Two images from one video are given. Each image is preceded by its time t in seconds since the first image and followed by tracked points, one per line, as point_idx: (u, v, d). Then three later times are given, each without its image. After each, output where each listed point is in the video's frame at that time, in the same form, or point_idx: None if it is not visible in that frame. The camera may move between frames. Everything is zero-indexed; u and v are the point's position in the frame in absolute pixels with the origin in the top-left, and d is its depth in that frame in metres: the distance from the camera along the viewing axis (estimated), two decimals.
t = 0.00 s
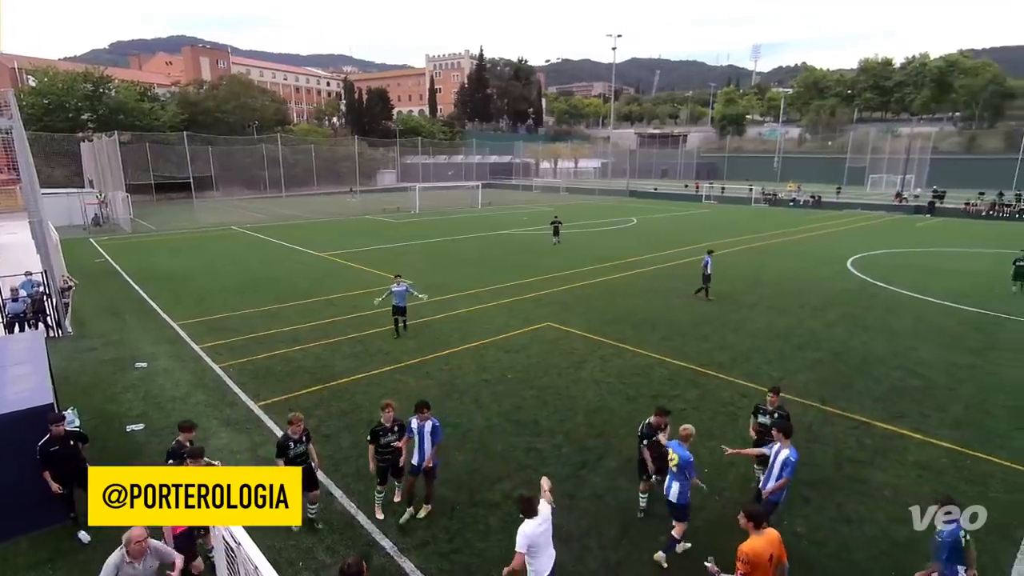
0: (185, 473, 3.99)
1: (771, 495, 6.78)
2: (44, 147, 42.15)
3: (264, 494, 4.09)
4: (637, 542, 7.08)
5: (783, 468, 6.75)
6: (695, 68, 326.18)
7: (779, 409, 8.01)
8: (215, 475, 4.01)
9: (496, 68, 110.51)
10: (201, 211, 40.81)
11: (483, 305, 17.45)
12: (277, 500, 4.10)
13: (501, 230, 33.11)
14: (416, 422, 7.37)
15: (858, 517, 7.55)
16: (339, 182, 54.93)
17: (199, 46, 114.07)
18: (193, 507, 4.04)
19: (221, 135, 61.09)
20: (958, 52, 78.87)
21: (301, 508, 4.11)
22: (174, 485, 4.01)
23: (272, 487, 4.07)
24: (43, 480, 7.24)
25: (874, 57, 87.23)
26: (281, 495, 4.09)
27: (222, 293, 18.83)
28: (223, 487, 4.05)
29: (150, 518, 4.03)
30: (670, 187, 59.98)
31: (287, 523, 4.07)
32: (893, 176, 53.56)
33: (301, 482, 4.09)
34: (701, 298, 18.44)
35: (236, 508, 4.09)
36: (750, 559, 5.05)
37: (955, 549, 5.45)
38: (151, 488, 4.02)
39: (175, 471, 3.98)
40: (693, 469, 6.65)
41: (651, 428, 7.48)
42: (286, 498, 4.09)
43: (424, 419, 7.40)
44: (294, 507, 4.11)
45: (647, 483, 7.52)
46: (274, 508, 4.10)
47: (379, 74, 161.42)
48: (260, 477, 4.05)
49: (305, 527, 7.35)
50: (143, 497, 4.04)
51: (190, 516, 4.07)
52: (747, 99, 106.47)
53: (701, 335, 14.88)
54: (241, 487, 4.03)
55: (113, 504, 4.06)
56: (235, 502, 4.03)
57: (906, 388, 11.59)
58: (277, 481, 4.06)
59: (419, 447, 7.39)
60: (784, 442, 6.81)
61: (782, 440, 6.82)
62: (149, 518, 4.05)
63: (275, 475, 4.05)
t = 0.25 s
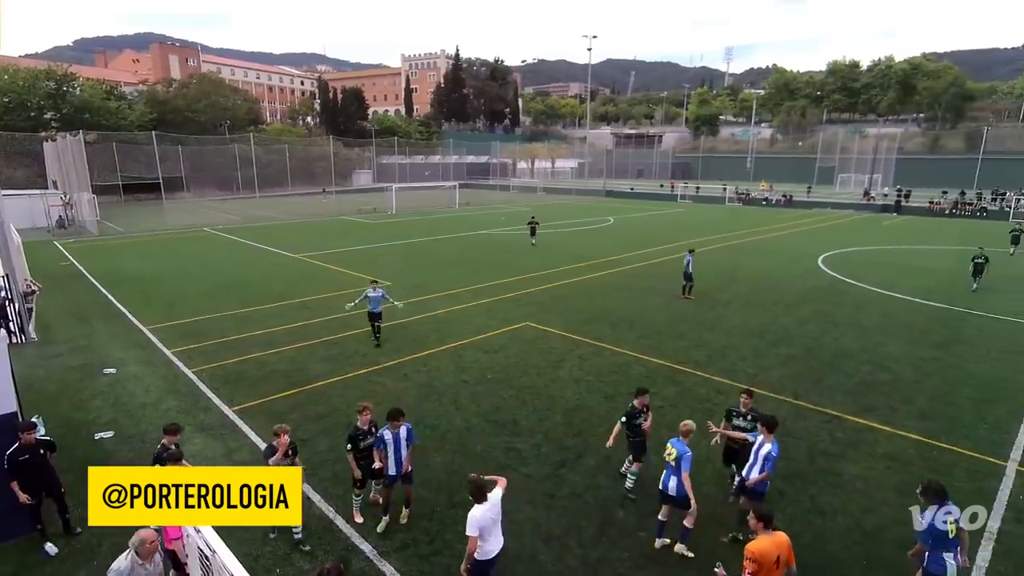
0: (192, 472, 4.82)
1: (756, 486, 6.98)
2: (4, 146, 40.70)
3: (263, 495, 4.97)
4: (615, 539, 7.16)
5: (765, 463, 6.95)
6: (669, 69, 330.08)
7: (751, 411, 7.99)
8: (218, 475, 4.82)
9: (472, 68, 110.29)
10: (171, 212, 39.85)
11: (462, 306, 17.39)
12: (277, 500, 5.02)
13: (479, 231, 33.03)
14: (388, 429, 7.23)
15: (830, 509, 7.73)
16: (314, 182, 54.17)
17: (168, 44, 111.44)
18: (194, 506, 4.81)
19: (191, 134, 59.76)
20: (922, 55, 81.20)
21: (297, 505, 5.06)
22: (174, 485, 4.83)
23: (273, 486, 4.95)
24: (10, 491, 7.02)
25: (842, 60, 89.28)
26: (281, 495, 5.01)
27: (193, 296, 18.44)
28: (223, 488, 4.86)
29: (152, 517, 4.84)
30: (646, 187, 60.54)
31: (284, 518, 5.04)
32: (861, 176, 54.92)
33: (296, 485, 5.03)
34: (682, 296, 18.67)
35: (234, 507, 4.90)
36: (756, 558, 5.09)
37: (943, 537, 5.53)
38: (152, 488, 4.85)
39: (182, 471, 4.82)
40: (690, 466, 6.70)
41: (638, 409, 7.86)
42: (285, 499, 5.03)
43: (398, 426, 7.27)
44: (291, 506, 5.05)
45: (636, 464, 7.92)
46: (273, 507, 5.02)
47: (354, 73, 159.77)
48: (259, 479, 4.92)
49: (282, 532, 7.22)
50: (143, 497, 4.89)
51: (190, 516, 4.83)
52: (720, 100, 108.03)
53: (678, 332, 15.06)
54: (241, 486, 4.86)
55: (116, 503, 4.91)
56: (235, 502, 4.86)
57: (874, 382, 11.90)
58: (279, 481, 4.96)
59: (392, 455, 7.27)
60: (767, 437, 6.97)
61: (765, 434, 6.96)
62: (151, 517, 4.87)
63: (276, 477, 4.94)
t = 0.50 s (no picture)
0: (193, 474, 5.28)
1: (740, 474, 7.10)
2: None
3: (262, 495, 5.59)
4: (594, 535, 7.21)
5: (748, 453, 7.05)
6: (642, 70, 333.49)
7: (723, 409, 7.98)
8: (220, 477, 5.38)
9: (447, 68, 109.81)
10: (137, 214, 38.75)
11: (438, 306, 17.31)
12: (276, 500, 5.66)
13: (454, 231, 32.90)
14: (369, 432, 7.11)
15: (802, 501, 7.90)
16: (286, 183, 53.24)
17: (132, 41, 108.36)
18: (195, 504, 5.26)
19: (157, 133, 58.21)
20: (884, 57, 83.56)
21: (293, 503, 5.76)
22: (175, 486, 5.24)
23: (271, 487, 5.58)
24: None
25: (809, 62, 91.34)
26: (280, 495, 5.66)
27: (162, 300, 18.00)
28: (222, 488, 5.41)
29: (151, 516, 5.13)
30: (621, 187, 61.05)
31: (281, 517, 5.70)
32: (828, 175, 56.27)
33: (290, 490, 5.67)
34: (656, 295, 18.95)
35: (234, 506, 5.52)
36: (757, 549, 5.23)
37: (921, 521, 5.70)
38: (152, 488, 5.21)
39: (183, 474, 5.26)
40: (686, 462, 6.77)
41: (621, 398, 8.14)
42: (283, 499, 5.69)
43: (378, 430, 7.15)
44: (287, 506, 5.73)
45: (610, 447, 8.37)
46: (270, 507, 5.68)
47: (326, 72, 157.51)
48: (258, 481, 5.54)
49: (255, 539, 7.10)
50: (142, 497, 5.22)
51: (190, 515, 5.28)
52: (692, 101, 109.52)
53: (653, 330, 15.24)
54: (242, 486, 5.47)
55: (116, 503, 5.30)
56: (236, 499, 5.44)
57: (842, 376, 12.22)
58: (277, 483, 5.58)
59: (369, 460, 7.14)
60: (748, 427, 7.03)
61: (746, 424, 7.04)
62: (150, 516, 5.14)
63: (274, 478, 5.56)
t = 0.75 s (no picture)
0: (193, 475, 5.36)
1: (714, 465, 7.38)
2: None
3: (265, 495, 5.60)
4: (567, 532, 7.27)
5: (723, 441, 7.36)
6: (609, 71, 336.86)
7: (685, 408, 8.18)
8: (219, 477, 5.42)
9: (414, 68, 109.03)
10: (92, 216, 37.31)
11: (408, 307, 17.16)
12: (276, 500, 5.67)
13: (424, 231, 32.67)
14: (355, 437, 6.98)
15: (768, 491, 8.11)
16: (250, 183, 52.01)
17: (85, 36, 104.32)
18: (194, 505, 5.41)
19: (112, 132, 56.16)
20: (841, 60, 86.31)
21: (294, 504, 5.72)
22: (175, 486, 5.34)
23: (271, 487, 5.58)
24: None
25: (770, 64, 93.76)
26: (280, 495, 5.65)
27: (120, 305, 17.38)
28: (222, 487, 5.48)
29: (150, 515, 5.37)
30: (589, 186, 61.58)
31: (284, 516, 5.71)
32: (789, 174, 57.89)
33: (295, 485, 5.65)
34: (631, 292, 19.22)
35: (234, 506, 5.59)
36: (740, 533, 5.42)
37: (898, 500, 6.10)
38: (152, 488, 5.31)
39: (182, 475, 5.34)
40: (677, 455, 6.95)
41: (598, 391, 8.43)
42: (284, 499, 5.68)
43: (363, 435, 7.02)
44: (290, 505, 5.73)
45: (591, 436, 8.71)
46: (274, 507, 5.68)
47: (290, 70, 154.47)
48: (259, 479, 5.54)
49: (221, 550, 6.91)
50: (142, 497, 5.35)
51: (191, 514, 5.47)
52: (658, 102, 111.16)
53: (623, 328, 15.43)
54: (241, 487, 5.50)
55: (114, 504, 5.31)
56: (235, 501, 5.53)
57: (805, 370, 12.59)
58: (277, 483, 5.58)
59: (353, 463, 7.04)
60: (725, 416, 7.36)
61: (723, 414, 7.35)
62: (150, 516, 5.39)
63: (274, 478, 5.55)
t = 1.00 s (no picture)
0: (193, 475, 5.39)
1: (697, 454, 7.55)
2: None
3: (264, 495, 5.65)
4: (544, 532, 7.28)
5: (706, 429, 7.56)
6: (580, 71, 339.09)
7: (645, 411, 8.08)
8: (220, 478, 5.48)
9: (385, 67, 108.12)
10: (49, 218, 35.95)
11: (382, 309, 17.01)
12: (276, 500, 5.71)
13: (397, 232, 32.42)
14: (349, 443, 6.86)
15: (739, 486, 8.27)
16: (216, 184, 50.80)
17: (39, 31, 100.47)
18: (195, 504, 5.46)
19: (70, 131, 54.23)
20: (804, 63, 88.67)
21: (294, 504, 5.77)
22: (175, 486, 5.39)
23: (271, 487, 5.63)
24: None
25: (737, 66, 95.70)
26: (280, 495, 5.70)
27: (80, 310, 16.82)
28: (222, 487, 5.52)
29: (151, 516, 5.39)
30: (562, 186, 61.91)
31: (285, 517, 5.76)
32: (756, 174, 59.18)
33: (295, 484, 5.75)
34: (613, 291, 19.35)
35: (234, 506, 5.64)
36: (734, 522, 5.61)
37: (867, 483, 6.39)
38: (152, 488, 5.36)
39: (183, 475, 5.38)
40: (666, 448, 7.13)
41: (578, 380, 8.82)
42: (284, 499, 5.73)
43: (358, 441, 6.91)
44: (290, 505, 5.78)
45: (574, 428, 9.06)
46: (273, 507, 5.73)
47: (257, 68, 151.36)
48: (259, 479, 5.59)
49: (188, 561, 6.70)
50: (142, 497, 5.38)
51: (191, 514, 5.52)
52: (629, 102, 112.42)
53: (596, 327, 15.55)
54: (241, 486, 5.55)
55: (114, 503, 5.27)
56: (235, 501, 5.58)
57: (774, 365, 12.88)
58: (277, 482, 5.63)
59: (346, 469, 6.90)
60: (706, 405, 7.61)
61: (704, 403, 7.60)
62: (150, 516, 5.41)
63: (275, 478, 5.61)
